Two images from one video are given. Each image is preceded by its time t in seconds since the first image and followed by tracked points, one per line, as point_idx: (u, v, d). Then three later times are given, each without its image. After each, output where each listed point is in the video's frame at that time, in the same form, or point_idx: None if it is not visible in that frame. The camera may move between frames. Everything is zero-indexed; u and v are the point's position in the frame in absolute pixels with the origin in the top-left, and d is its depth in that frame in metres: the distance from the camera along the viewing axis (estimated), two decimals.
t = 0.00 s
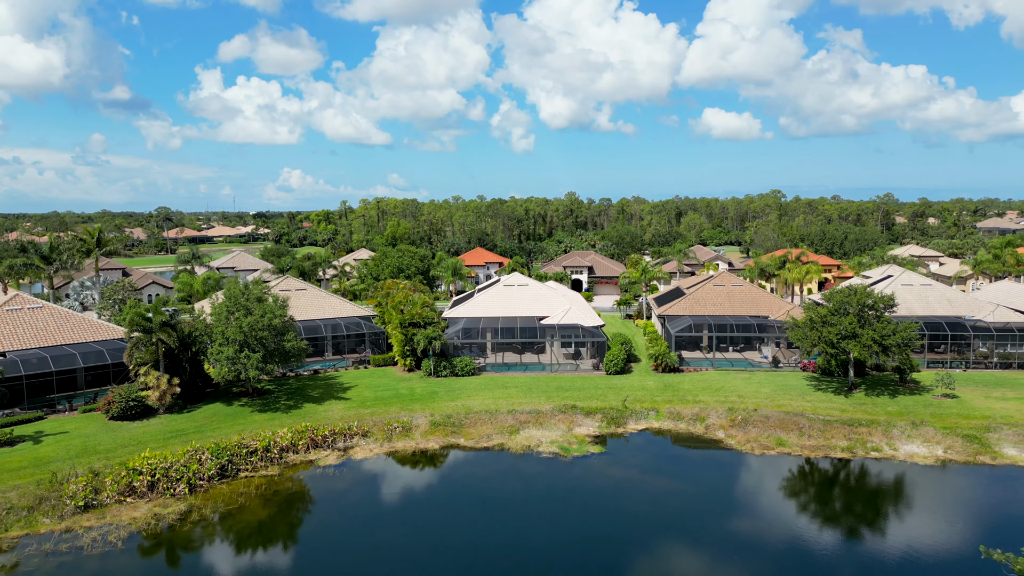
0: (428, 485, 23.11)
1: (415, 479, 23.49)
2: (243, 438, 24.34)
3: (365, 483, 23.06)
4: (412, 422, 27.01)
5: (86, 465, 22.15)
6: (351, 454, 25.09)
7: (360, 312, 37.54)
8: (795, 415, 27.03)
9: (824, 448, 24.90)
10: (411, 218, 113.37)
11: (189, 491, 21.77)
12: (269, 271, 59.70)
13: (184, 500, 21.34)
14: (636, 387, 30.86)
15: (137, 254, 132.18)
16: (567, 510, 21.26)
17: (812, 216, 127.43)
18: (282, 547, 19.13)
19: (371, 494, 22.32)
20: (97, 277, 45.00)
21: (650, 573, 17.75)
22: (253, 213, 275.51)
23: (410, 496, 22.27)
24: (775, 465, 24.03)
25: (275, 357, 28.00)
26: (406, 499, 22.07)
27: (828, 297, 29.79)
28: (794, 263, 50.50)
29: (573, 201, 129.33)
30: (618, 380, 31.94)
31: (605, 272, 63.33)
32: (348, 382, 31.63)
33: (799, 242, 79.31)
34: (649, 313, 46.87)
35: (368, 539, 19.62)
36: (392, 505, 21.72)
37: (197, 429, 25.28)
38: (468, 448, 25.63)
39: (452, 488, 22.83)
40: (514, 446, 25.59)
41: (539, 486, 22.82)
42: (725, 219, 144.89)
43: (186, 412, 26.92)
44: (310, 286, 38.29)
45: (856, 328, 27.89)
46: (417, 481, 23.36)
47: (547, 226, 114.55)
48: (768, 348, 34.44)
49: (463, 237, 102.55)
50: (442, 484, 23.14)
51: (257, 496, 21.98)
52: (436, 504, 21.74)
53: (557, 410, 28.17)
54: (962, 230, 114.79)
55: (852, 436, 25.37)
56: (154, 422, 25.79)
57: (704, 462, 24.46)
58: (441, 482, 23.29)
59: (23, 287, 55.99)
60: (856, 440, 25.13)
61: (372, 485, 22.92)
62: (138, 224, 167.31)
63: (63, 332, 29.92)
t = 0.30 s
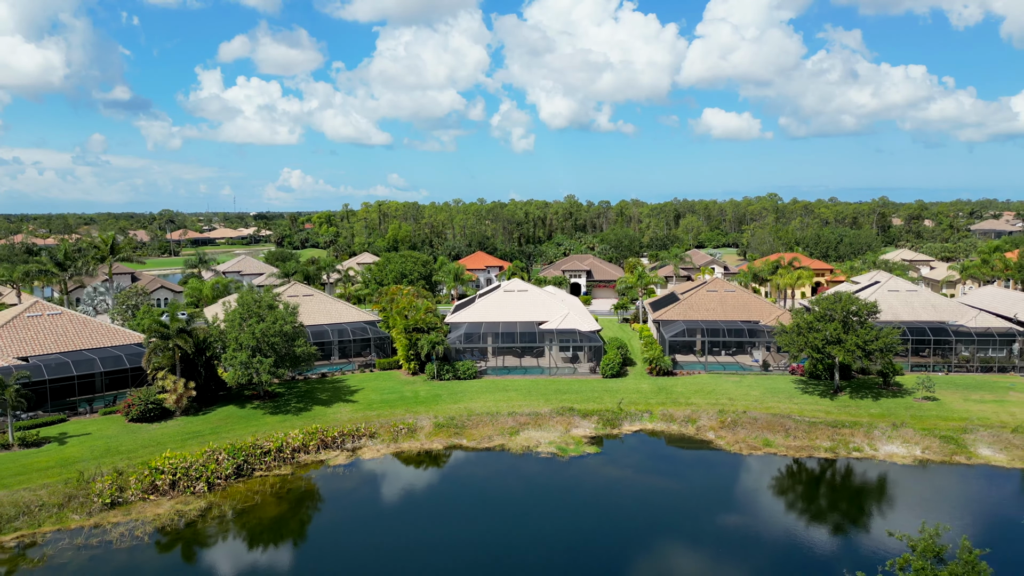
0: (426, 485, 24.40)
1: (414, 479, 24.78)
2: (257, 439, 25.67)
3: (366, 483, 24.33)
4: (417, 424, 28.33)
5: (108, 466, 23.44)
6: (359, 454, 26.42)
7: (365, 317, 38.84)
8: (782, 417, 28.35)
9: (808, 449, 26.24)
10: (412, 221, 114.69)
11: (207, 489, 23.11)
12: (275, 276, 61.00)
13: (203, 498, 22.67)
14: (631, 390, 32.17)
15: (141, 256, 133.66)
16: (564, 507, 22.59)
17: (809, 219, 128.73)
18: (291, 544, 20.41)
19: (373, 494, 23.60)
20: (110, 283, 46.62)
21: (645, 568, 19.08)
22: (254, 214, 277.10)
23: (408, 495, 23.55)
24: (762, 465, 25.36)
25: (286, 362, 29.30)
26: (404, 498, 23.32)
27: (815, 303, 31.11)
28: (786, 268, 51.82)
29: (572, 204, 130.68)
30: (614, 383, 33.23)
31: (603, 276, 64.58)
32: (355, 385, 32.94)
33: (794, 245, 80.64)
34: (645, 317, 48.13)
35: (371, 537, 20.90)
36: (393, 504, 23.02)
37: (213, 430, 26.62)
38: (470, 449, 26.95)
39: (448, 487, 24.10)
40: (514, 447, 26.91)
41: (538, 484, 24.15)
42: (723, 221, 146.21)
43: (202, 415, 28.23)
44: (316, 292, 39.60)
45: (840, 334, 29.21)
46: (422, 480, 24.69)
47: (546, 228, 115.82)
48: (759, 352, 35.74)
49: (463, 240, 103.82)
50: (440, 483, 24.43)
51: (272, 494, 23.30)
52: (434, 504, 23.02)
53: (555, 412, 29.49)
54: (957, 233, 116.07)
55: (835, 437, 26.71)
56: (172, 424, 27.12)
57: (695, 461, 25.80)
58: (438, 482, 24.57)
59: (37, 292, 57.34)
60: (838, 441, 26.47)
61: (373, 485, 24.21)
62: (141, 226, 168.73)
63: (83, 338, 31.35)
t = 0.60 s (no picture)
0: (427, 485, 27.11)
1: (419, 480, 27.51)
2: (282, 446, 28.37)
3: (374, 485, 27.04)
4: (425, 431, 31.03)
5: (149, 472, 26.16)
6: (374, 459, 29.12)
7: (374, 329, 41.52)
8: (759, 425, 31.05)
9: (781, 454, 28.96)
10: (414, 228, 117.22)
11: (239, 491, 25.81)
12: (285, 286, 63.67)
13: (237, 499, 25.39)
14: (622, 399, 34.84)
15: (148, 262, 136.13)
16: (559, 506, 25.28)
17: (801, 226, 131.49)
18: (313, 540, 23.13)
19: (387, 495, 26.27)
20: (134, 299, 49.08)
21: (632, 558, 21.70)
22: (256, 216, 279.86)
23: (410, 494, 26.31)
24: (738, 469, 28.06)
25: (306, 375, 32.00)
26: (408, 497, 26.07)
27: (791, 320, 33.81)
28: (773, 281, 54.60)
29: (571, 210, 133.28)
30: (607, 392, 35.93)
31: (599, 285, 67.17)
32: (367, 395, 35.62)
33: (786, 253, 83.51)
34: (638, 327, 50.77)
35: (384, 530, 23.64)
36: (407, 502, 25.73)
37: (240, 438, 29.33)
38: (474, 454, 29.66)
39: (448, 487, 26.84)
40: (514, 453, 29.61)
41: (536, 485, 26.85)
42: (718, 227, 148.76)
43: (229, 423, 30.96)
44: (328, 306, 42.27)
45: (813, 348, 31.93)
46: (431, 481, 27.39)
47: (545, 234, 118.40)
48: (742, 363, 38.41)
49: (464, 246, 106.37)
50: (441, 483, 27.18)
51: (297, 496, 25.99)
52: (438, 502, 25.74)
53: (551, 420, 32.17)
54: (945, 239, 118.80)
55: (806, 444, 29.43)
56: (203, 432, 29.87)
57: (678, 465, 28.47)
58: (439, 482, 27.27)
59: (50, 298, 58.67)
60: (808, 447, 29.19)
61: (388, 487, 26.88)
62: (146, 231, 171.14)
63: (117, 351, 34.22)
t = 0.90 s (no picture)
0: (442, 489, 32.69)
1: (435, 485, 33.05)
2: (320, 458, 33.90)
3: (399, 490, 32.60)
4: (439, 443, 36.55)
5: (213, 482, 31.63)
6: (397, 467, 34.66)
7: (391, 346, 46.90)
8: (723, 438, 36.54)
9: (738, 464, 34.47)
10: (418, 229, 122.24)
11: (288, 496, 31.38)
12: (303, 295, 68.88)
13: (287, 504, 30.95)
14: (608, 413, 40.30)
15: (162, 259, 141.12)
16: (552, 508, 30.80)
17: (790, 227, 136.69)
18: (353, 537, 28.72)
19: (409, 499, 31.85)
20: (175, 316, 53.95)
21: (610, 552, 27.28)
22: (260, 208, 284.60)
23: (430, 496, 31.95)
24: (702, 476, 33.61)
25: (337, 395, 37.48)
26: (427, 500, 31.63)
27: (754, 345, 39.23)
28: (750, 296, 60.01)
29: (569, 210, 138.29)
30: (595, 406, 41.39)
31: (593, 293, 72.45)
32: (387, 408, 41.06)
33: (770, 259, 88.94)
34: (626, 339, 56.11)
35: (409, 528, 29.26)
36: (427, 504, 31.30)
37: (285, 450, 34.84)
38: (481, 462, 35.18)
39: (461, 491, 32.35)
40: (515, 462, 35.10)
41: (533, 489, 32.38)
42: (711, 224, 153.95)
43: (272, 437, 36.47)
44: (349, 325, 47.61)
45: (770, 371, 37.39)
46: (445, 486, 32.91)
47: (543, 234, 123.53)
48: (714, 379, 43.86)
49: (466, 248, 111.53)
50: (454, 487, 32.77)
51: (335, 501, 31.54)
52: (452, 504, 31.28)
53: (547, 432, 37.68)
54: (926, 241, 124.11)
55: (760, 455, 34.97)
56: (252, 444, 35.42)
57: (651, 473, 33.99)
58: (452, 487, 32.80)
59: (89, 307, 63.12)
60: (762, 458, 34.73)
61: (410, 492, 32.46)
62: (157, 227, 175.90)
63: (171, 372, 39.73)
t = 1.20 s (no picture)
0: (455, 486, 38.00)
1: (448, 483, 38.34)
2: (348, 460, 39.21)
3: (417, 487, 37.90)
4: (450, 444, 41.85)
5: (259, 482, 36.93)
6: (415, 466, 39.97)
7: (404, 351, 51.99)
8: (698, 439, 41.81)
9: (710, 464, 39.78)
10: (422, 219, 126.81)
11: (323, 494, 36.70)
12: (319, 293, 73.84)
13: (323, 501, 36.28)
14: (599, 414, 45.56)
15: (174, 246, 145.76)
16: (548, 504, 36.11)
17: (781, 217, 141.28)
18: (380, 529, 34.06)
19: (426, 496, 37.17)
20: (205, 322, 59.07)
21: (597, 543, 32.61)
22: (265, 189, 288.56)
23: (444, 493, 37.27)
24: (678, 475, 38.93)
25: (361, 402, 42.74)
26: (442, 497, 36.96)
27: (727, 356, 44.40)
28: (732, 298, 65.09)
29: (568, 198, 142.66)
30: (588, 408, 46.62)
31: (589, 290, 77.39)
32: (403, 411, 46.32)
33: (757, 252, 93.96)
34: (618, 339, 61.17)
35: (427, 523, 34.59)
36: (441, 500, 36.63)
37: (317, 452, 40.14)
38: (487, 461, 40.48)
39: (470, 489, 37.66)
40: (516, 461, 40.41)
41: (531, 488, 37.68)
42: (706, 211, 158.33)
43: (305, 439, 41.76)
44: (366, 332, 52.71)
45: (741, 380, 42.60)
46: (456, 483, 38.20)
47: (543, 224, 128.12)
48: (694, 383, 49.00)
49: (468, 239, 116.21)
50: (464, 485, 38.07)
51: (363, 498, 36.86)
52: (463, 500, 36.60)
53: (544, 434, 42.95)
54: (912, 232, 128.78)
55: (729, 456, 40.26)
56: (288, 446, 40.74)
57: (634, 472, 39.29)
58: (463, 484, 38.13)
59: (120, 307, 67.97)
60: (730, 459, 40.04)
61: (427, 489, 37.79)
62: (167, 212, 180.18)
63: (212, 379, 44.96)
